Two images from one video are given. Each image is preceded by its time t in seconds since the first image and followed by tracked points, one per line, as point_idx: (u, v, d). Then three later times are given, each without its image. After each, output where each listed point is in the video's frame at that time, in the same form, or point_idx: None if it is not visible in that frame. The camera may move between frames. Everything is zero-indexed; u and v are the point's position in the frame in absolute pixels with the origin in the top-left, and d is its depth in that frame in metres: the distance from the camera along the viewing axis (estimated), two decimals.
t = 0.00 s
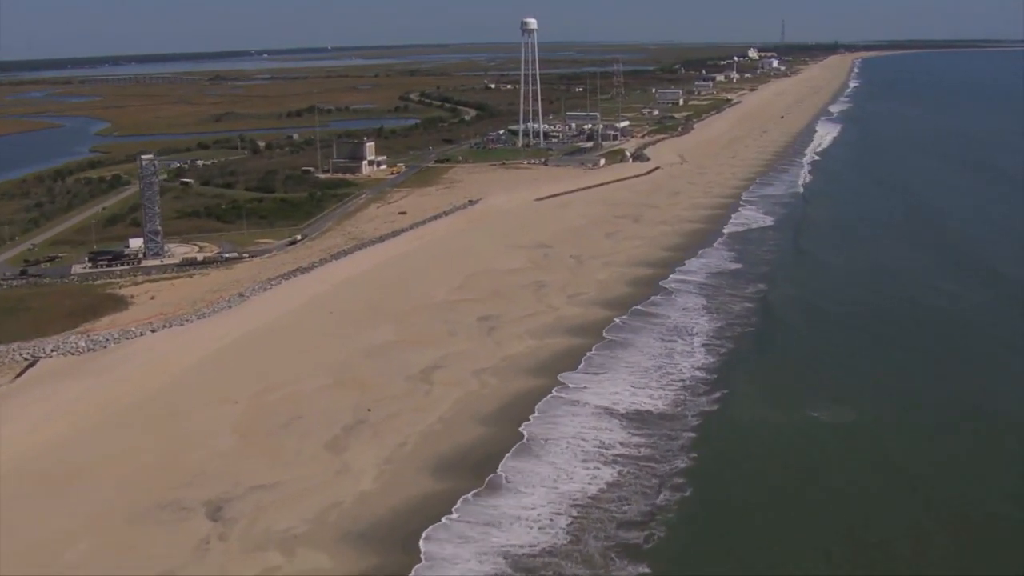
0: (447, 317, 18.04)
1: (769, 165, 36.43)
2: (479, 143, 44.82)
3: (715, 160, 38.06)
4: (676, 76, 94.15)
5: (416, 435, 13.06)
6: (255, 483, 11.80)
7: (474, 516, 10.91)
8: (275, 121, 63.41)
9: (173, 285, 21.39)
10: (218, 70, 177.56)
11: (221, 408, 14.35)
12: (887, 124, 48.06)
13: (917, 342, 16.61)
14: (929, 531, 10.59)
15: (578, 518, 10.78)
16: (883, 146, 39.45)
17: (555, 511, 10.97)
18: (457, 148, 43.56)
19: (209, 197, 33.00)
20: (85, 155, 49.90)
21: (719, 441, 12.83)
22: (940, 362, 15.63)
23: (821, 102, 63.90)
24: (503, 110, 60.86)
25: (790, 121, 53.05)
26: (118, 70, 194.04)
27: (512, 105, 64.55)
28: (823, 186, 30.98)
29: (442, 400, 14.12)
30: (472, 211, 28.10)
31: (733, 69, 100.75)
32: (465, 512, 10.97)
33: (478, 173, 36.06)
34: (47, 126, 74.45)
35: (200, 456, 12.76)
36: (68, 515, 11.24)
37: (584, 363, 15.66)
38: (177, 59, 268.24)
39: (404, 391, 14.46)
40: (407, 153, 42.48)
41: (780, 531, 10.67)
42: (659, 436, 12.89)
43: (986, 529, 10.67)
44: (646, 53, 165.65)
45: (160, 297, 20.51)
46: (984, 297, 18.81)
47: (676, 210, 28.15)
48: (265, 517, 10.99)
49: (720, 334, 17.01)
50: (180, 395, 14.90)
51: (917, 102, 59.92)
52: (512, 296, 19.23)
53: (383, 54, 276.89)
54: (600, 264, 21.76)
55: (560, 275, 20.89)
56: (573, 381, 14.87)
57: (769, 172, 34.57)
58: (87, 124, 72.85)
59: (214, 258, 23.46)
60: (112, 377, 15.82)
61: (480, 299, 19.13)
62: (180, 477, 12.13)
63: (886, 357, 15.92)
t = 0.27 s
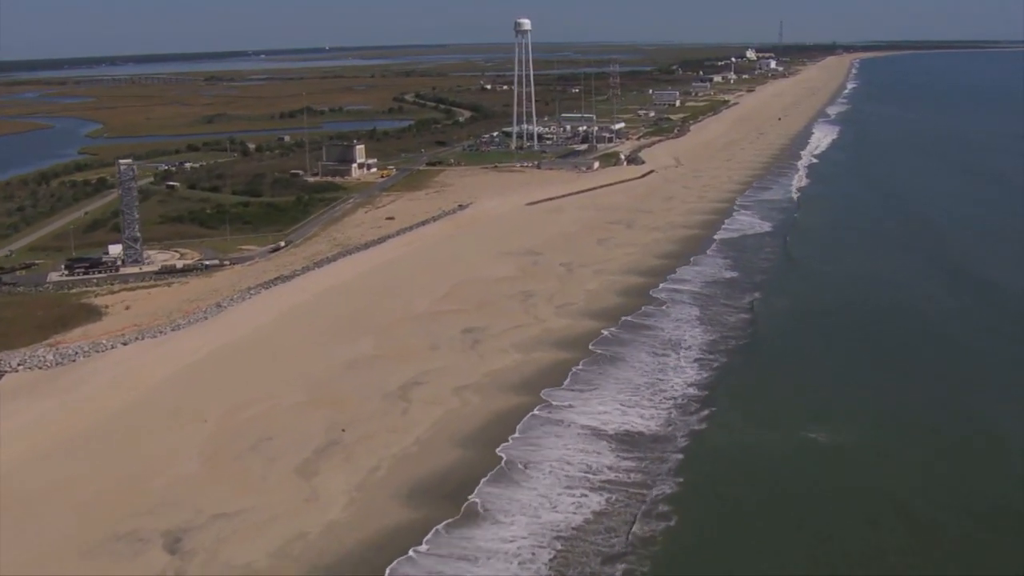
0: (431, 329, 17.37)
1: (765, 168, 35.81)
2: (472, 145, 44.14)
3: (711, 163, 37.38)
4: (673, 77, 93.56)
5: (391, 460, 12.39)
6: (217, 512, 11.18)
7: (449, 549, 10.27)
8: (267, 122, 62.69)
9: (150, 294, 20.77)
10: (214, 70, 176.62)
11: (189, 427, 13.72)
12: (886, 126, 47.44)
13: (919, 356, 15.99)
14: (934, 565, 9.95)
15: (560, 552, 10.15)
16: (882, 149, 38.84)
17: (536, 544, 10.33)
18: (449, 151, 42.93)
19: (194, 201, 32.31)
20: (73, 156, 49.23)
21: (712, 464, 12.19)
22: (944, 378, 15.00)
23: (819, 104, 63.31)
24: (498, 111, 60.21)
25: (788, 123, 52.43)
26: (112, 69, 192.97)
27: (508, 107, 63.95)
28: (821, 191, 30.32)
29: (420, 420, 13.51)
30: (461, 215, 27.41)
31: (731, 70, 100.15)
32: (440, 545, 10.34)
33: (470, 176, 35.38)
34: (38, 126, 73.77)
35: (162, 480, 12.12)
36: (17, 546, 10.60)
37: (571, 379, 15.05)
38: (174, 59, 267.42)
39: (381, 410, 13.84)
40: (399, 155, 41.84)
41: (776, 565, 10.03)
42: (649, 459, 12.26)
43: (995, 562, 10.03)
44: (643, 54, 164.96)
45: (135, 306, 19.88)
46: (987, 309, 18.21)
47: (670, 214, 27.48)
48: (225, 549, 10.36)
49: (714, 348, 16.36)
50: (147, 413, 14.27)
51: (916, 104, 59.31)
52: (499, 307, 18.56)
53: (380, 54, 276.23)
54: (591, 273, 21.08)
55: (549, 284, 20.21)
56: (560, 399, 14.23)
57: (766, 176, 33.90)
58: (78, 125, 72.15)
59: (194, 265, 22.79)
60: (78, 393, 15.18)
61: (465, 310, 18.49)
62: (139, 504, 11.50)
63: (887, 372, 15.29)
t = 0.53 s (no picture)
0: (413, 342, 16.69)
1: (762, 171, 35.17)
2: (464, 147, 43.46)
3: (707, 165, 36.69)
4: (670, 77, 92.94)
5: (364, 484, 11.73)
6: (176, 544, 10.52)
7: None
8: (259, 124, 61.96)
9: (126, 304, 20.12)
10: (211, 71, 176.09)
11: (155, 447, 13.06)
12: (884, 128, 46.82)
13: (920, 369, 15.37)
14: None
15: None
16: (880, 152, 38.21)
17: None
18: (441, 153, 42.26)
19: (178, 206, 31.63)
20: (60, 159, 48.52)
21: (704, 490, 11.55)
22: (947, 395, 14.36)
23: (817, 105, 62.69)
24: (492, 113, 59.53)
25: (785, 124, 51.79)
26: (109, 70, 192.66)
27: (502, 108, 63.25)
28: (818, 194, 29.65)
29: (397, 442, 12.86)
30: (450, 221, 26.71)
31: (728, 70, 99.54)
32: None
33: (461, 180, 34.68)
34: (29, 128, 73.04)
35: (121, 506, 11.46)
36: None
37: (557, 396, 14.40)
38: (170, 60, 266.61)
39: (356, 431, 13.19)
40: (390, 158, 41.18)
41: None
42: (637, 485, 11.61)
43: None
44: (640, 54, 164.24)
45: (109, 317, 19.22)
46: (991, 320, 17.61)
47: (663, 219, 26.77)
48: None
49: (708, 362, 15.71)
50: (111, 432, 13.60)
51: (914, 105, 58.68)
52: (484, 318, 17.90)
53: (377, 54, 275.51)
54: (581, 282, 20.39)
55: (538, 293, 19.52)
56: (546, 419, 13.57)
57: (762, 179, 33.20)
58: (69, 126, 71.43)
59: (172, 273, 22.12)
60: (41, 410, 14.52)
61: (449, 321, 17.84)
62: (94, 534, 10.83)
63: (889, 388, 14.67)
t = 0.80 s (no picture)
0: (392, 357, 16.03)
1: (758, 175, 34.52)
2: (456, 150, 42.79)
3: (702, 169, 36.03)
4: (667, 78, 92.30)
5: (331, 514, 11.09)
6: None
7: None
8: (250, 125, 61.28)
9: (99, 315, 19.47)
10: (207, 71, 175.28)
11: (114, 471, 12.40)
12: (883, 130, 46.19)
13: (921, 386, 14.74)
14: None
15: None
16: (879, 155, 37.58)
17: None
18: (432, 156, 41.60)
19: (162, 211, 30.95)
20: (47, 161, 47.82)
21: (696, 522, 10.90)
22: (951, 415, 13.72)
23: (815, 106, 62.03)
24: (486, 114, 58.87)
25: (782, 126, 51.16)
26: (104, 70, 191.75)
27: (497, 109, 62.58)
28: (816, 199, 28.99)
29: (369, 466, 12.21)
30: (438, 227, 26.05)
31: (725, 71, 98.92)
32: None
33: (451, 184, 34.03)
34: (19, 129, 72.28)
35: (73, 538, 10.80)
36: None
37: (542, 416, 13.75)
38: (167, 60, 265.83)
39: (326, 455, 12.54)
40: (381, 161, 40.52)
41: None
42: (625, 516, 10.97)
43: None
44: (638, 54, 163.61)
45: (80, 329, 18.57)
46: (996, 332, 16.97)
47: (656, 224, 26.11)
48: None
49: (702, 379, 15.05)
50: (70, 453, 12.94)
51: (913, 106, 58.05)
52: (467, 331, 17.24)
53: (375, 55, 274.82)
54: (569, 291, 19.72)
55: (524, 304, 18.85)
56: (531, 442, 12.92)
57: (758, 183, 32.54)
58: (59, 128, 70.67)
59: (149, 282, 21.46)
60: None
61: (431, 334, 17.18)
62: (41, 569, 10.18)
63: (890, 408, 14.02)
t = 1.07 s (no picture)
0: (370, 373, 15.41)
1: (754, 179, 33.93)
2: (448, 152, 42.18)
3: (697, 172, 35.42)
4: (665, 79, 91.72)
5: (297, 545, 10.48)
6: None
7: None
8: (242, 127, 60.64)
9: (71, 326, 18.83)
10: (202, 72, 174.28)
11: (71, 495, 11.76)
12: (880, 133, 45.63)
13: (921, 403, 14.15)
14: None
15: None
16: (876, 158, 37.01)
17: None
18: (424, 159, 40.99)
19: (145, 215, 30.32)
20: (34, 163, 47.15)
21: (685, 553, 10.29)
22: (952, 433, 13.13)
23: (812, 108, 61.47)
24: (481, 116, 58.25)
25: (779, 128, 50.59)
26: (99, 71, 190.80)
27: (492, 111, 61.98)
28: (812, 204, 28.39)
29: (340, 492, 11.61)
30: (425, 233, 25.43)
31: (723, 73, 98.37)
32: None
33: (441, 187, 33.42)
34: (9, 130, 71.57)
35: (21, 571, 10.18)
36: None
37: (524, 437, 13.13)
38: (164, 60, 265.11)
39: (295, 479, 11.93)
40: (371, 163, 39.90)
41: None
42: (610, 548, 10.36)
43: None
44: (635, 55, 163.11)
45: (50, 341, 17.93)
46: (997, 346, 16.39)
47: (649, 230, 25.50)
48: None
49: (693, 395, 14.42)
50: (25, 475, 12.30)
51: (911, 108, 57.51)
52: (449, 344, 16.64)
53: (373, 55, 274.17)
54: (557, 301, 19.10)
55: (510, 314, 18.22)
56: (512, 466, 12.29)
57: (754, 187, 31.93)
58: (49, 129, 69.99)
59: (124, 290, 20.83)
60: None
61: (411, 347, 16.55)
62: None
63: (889, 425, 13.42)
